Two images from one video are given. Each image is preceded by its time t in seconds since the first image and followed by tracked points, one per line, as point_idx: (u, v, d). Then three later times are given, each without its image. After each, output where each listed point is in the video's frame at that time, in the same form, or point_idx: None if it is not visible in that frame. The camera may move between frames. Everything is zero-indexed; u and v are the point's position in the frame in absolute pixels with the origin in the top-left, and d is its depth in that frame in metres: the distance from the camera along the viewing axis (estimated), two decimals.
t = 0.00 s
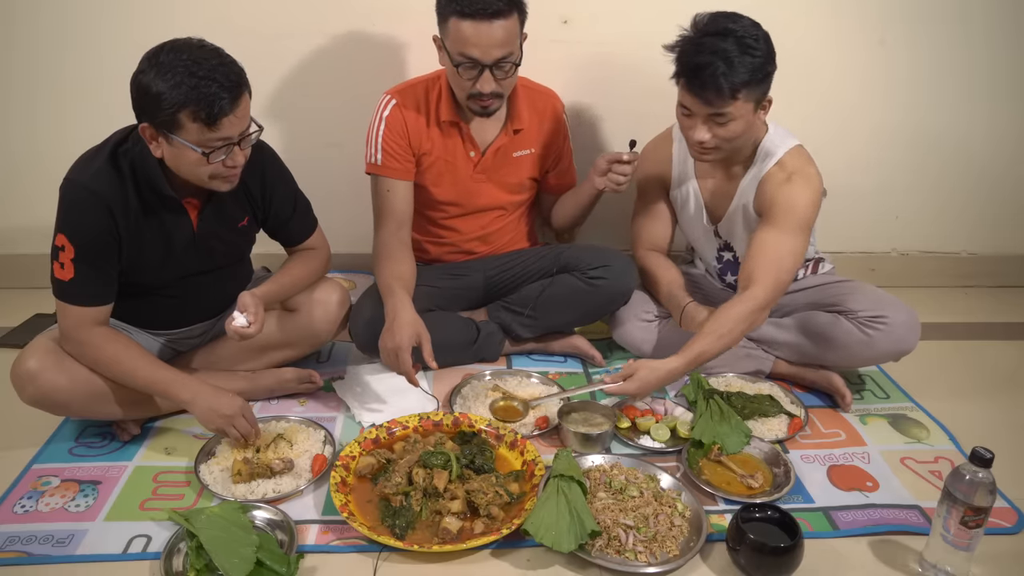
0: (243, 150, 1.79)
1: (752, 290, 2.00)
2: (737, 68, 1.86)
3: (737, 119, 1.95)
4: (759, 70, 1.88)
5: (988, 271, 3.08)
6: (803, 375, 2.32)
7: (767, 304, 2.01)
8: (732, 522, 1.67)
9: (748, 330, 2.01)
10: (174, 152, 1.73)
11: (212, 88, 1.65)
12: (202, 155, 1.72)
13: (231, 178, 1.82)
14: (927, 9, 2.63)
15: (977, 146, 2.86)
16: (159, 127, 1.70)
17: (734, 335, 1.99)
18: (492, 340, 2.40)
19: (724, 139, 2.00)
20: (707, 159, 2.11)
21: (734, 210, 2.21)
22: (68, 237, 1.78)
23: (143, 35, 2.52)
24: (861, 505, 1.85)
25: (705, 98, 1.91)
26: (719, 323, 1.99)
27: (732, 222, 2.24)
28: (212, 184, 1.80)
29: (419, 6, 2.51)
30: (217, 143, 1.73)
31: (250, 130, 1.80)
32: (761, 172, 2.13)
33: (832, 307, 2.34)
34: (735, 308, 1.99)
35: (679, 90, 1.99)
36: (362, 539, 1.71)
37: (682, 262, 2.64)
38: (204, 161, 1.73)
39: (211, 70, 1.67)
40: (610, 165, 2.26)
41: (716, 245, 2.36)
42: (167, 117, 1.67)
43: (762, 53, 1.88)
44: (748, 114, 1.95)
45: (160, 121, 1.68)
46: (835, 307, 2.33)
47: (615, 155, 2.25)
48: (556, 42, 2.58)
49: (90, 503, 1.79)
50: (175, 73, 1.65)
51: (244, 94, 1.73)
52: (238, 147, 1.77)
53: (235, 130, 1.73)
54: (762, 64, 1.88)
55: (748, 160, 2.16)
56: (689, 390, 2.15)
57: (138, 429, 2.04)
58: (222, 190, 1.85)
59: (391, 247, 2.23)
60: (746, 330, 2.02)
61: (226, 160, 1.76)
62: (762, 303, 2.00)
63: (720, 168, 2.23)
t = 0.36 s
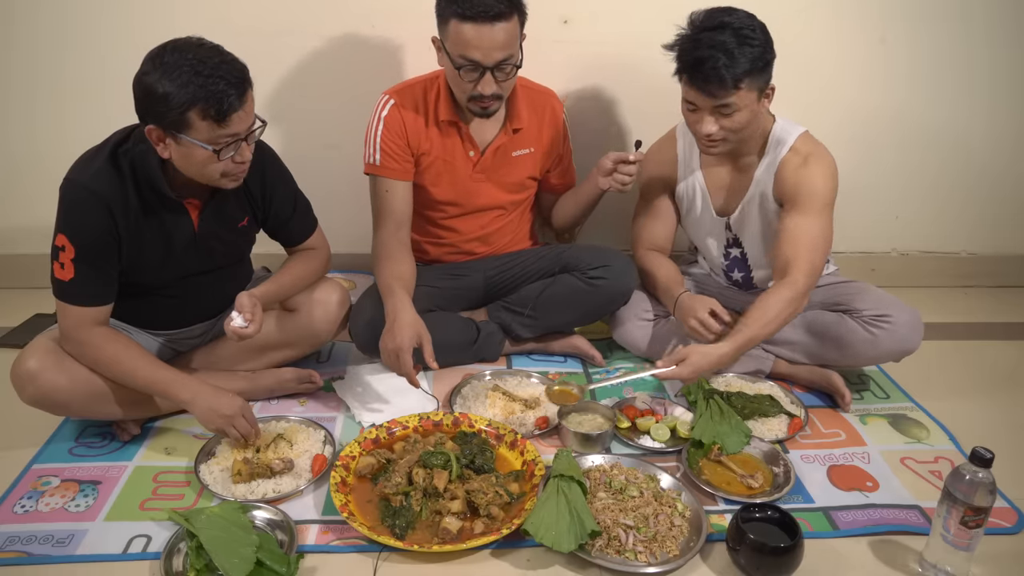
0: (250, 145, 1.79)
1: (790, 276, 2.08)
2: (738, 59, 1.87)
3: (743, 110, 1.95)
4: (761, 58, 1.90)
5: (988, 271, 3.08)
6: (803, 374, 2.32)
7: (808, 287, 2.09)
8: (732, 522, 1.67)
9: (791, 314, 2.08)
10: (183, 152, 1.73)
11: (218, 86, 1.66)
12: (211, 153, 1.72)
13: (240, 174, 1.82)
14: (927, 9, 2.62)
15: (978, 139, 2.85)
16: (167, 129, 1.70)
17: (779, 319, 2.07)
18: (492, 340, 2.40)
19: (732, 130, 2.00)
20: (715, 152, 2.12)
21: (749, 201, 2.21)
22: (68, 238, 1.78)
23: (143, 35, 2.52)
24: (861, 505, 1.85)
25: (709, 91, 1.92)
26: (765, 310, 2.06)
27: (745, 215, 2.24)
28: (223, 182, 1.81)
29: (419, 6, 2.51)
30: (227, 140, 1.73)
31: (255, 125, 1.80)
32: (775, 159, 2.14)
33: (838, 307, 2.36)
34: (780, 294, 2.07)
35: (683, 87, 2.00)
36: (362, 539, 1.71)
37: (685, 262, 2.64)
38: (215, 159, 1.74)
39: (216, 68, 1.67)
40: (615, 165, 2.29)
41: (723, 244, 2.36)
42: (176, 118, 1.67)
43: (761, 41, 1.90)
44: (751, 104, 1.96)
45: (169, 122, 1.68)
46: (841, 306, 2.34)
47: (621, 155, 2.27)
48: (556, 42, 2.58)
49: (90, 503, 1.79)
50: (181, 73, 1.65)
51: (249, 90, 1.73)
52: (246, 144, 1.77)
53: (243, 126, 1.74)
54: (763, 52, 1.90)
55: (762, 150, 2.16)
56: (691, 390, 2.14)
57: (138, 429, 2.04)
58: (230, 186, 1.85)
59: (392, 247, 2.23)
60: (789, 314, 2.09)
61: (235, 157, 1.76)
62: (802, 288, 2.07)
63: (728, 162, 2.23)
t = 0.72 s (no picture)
0: (254, 136, 1.80)
1: (833, 255, 2.18)
2: (752, 51, 1.89)
3: (762, 100, 1.97)
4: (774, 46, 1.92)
5: (988, 271, 3.08)
6: (803, 375, 2.31)
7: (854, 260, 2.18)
8: (732, 522, 1.67)
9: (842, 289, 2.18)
10: (191, 146, 1.73)
11: (223, 77, 1.67)
12: (221, 143, 1.73)
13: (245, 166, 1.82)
14: (927, 9, 2.62)
15: (977, 139, 2.85)
16: (173, 123, 1.70)
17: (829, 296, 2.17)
18: (493, 340, 2.40)
19: (752, 122, 2.01)
20: (738, 146, 2.17)
21: (776, 185, 2.25)
22: (69, 237, 1.78)
23: (143, 35, 2.52)
24: (861, 505, 1.85)
25: (728, 87, 1.93)
26: (811, 289, 2.18)
27: (773, 201, 2.28)
28: (228, 175, 1.81)
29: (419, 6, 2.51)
30: (234, 130, 1.74)
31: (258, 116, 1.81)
32: (797, 143, 2.19)
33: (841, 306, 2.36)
34: (827, 273, 2.17)
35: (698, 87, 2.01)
36: (362, 539, 1.71)
37: (689, 260, 2.65)
38: (223, 150, 1.74)
39: (219, 59, 1.68)
40: (618, 164, 2.28)
41: (738, 233, 2.38)
42: (184, 110, 1.67)
43: (771, 33, 1.92)
44: (770, 93, 1.97)
45: (175, 116, 1.68)
46: (844, 305, 2.35)
47: (625, 155, 2.26)
48: (556, 42, 2.58)
49: (90, 503, 1.79)
50: (187, 66, 1.66)
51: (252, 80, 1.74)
52: (251, 134, 1.78)
53: (249, 115, 1.75)
54: (775, 42, 1.92)
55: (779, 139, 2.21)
56: (691, 390, 2.15)
57: (138, 429, 2.04)
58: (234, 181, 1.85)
59: (392, 246, 2.23)
60: (841, 291, 2.19)
61: (242, 148, 1.77)
62: (848, 264, 2.18)
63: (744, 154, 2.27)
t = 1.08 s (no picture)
0: (258, 128, 1.81)
1: (870, 221, 2.25)
2: (768, 68, 1.93)
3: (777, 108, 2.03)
4: (784, 59, 1.97)
5: (988, 271, 3.08)
6: (803, 374, 2.31)
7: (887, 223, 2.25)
8: (732, 522, 1.67)
9: (885, 253, 2.24)
10: (195, 140, 1.73)
11: (225, 69, 1.68)
12: (226, 135, 1.74)
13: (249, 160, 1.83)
14: (926, 10, 2.63)
15: (976, 140, 2.85)
16: (178, 117, 1.70)
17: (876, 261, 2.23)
18: (493, 340, 2.40)
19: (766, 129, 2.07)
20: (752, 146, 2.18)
21: (788, 171, 2.28)
22: (73, 236, 1.78)
23: (144, 35, 2.52)
24: (861, 506, 1.85)
25: (749, 104, 1.97)
26: (857, 254, 2.24)
27: (783, 189, 2.30)
28: (231, 170, 1.81)
29: (419, 6, 2.51)
30: (237, 121, 1.74)
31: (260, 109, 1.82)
32: (805, 130, 2.23)
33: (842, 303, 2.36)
34: (870, 238, 2.24)
35: (714, 103, 2.06)
36: (362, 539, 1.71)
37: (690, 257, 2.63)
38: (229, 142, 1.75)
39: (220, 52, 1.69)
40: (622, 163, 2.28)
41: (748, 224, 2.39)
42: (186, 104, 1.68)
43: (780, 44, 1.96)
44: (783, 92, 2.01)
45: (178, 111, 1.69)
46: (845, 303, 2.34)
47: (626, 154, 2.26)
48: (556, 42, 2.58)
49: (90, 503, 1.79)
50: (188, 60, 1.66)
51: (253, 72, 1.75)
52: (254, 126, 1.79)
53: (252, 107, 1.76)
54: (784, 50, 1.96)
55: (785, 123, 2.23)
56: (691, 390, 2.16)
57: (138, 430, 2.04)
58: (240, 176, 1.86)
59: (392, 246, 2.23)
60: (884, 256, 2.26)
61: (246, 139, 1.78)
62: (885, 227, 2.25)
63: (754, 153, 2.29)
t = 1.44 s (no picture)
0: (257, 130, 1.80)
1: (884, 199, 2.30)
2: (772, 70, 1.93)
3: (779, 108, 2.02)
4: (788, 60, 1.98)
5: (988, 271, 3.08)
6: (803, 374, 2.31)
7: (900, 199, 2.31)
8: (732, 522, 1.67)
9: (900, 228, 2.29)
10: (193, 142, 1.74)
11: (224, 71, 1.67)
12: (223, 138, 1.73)
13: (248, 161, 1.82)
14: (926, 10, 2.63)
15: (977, 140, 2.85)
16: (176, 118, 1.70)
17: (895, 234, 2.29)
18: (493, 340, 2.40)
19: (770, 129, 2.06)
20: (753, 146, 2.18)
21: (790, 167, 2.29)
22: (73, 236, 1.78)
23: (144, 35, 2.52)
24: (861, 506, 1.85)
25: (754, 107, 1.97)
26: (874, 227, 2.30)
27: (786, 184, 2.31)
28: (230, 170, 1.81)
29: (419, 6, 2.51)
30: (236, 124, 1.74)
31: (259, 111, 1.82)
32: (807, 124, 2.25)
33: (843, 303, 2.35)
34: (885, 212, 2.29)
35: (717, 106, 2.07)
36: (362, 539, 1.71)
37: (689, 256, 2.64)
38: (225, 144, 1.74)
39: (220, 54, 1.69)
40: (635, 166, 2.29)
41: (750, 221, 2.40)
42: (184, 105, 1.68)
43: (783, 46, 1.96)
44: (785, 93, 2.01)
45: (177, 112, 1.69)
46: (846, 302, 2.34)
47: (640, 156, 2.28)
48: (556, 42, 2.58)
49: (90, 504, 1.79)
50: (187, 61, 1.66)
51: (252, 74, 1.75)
52: (253, 128, 1.79)
53: (251, 109, 1.75)
54: (787, 52, 1.97)
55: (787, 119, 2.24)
56: (690, 390, 2.17)
57: (138, 430, 2.04)
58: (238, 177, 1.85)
59: (393, 246, 2.23)
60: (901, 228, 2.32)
61: (245, 142, 1.77)
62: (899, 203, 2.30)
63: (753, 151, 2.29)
